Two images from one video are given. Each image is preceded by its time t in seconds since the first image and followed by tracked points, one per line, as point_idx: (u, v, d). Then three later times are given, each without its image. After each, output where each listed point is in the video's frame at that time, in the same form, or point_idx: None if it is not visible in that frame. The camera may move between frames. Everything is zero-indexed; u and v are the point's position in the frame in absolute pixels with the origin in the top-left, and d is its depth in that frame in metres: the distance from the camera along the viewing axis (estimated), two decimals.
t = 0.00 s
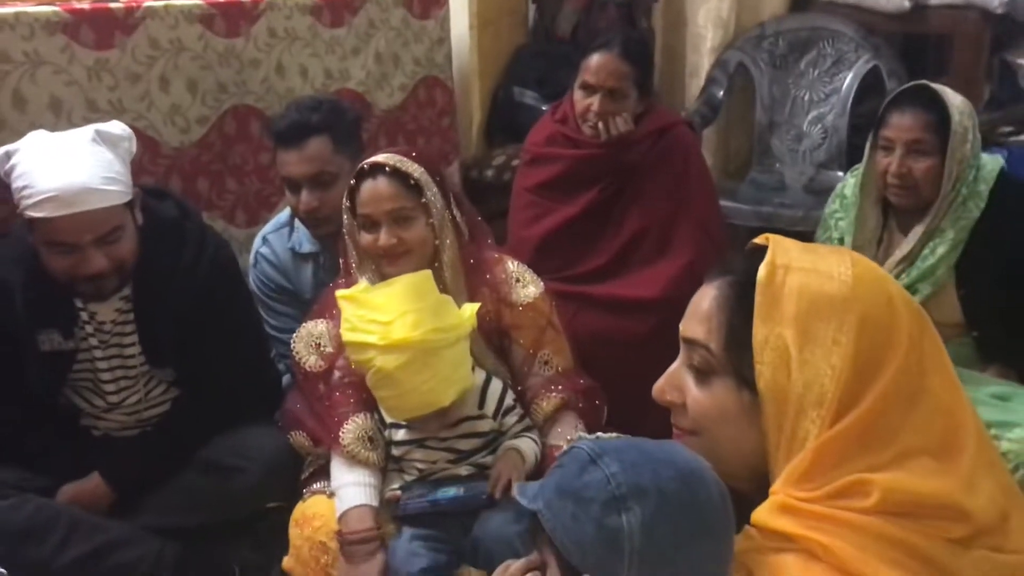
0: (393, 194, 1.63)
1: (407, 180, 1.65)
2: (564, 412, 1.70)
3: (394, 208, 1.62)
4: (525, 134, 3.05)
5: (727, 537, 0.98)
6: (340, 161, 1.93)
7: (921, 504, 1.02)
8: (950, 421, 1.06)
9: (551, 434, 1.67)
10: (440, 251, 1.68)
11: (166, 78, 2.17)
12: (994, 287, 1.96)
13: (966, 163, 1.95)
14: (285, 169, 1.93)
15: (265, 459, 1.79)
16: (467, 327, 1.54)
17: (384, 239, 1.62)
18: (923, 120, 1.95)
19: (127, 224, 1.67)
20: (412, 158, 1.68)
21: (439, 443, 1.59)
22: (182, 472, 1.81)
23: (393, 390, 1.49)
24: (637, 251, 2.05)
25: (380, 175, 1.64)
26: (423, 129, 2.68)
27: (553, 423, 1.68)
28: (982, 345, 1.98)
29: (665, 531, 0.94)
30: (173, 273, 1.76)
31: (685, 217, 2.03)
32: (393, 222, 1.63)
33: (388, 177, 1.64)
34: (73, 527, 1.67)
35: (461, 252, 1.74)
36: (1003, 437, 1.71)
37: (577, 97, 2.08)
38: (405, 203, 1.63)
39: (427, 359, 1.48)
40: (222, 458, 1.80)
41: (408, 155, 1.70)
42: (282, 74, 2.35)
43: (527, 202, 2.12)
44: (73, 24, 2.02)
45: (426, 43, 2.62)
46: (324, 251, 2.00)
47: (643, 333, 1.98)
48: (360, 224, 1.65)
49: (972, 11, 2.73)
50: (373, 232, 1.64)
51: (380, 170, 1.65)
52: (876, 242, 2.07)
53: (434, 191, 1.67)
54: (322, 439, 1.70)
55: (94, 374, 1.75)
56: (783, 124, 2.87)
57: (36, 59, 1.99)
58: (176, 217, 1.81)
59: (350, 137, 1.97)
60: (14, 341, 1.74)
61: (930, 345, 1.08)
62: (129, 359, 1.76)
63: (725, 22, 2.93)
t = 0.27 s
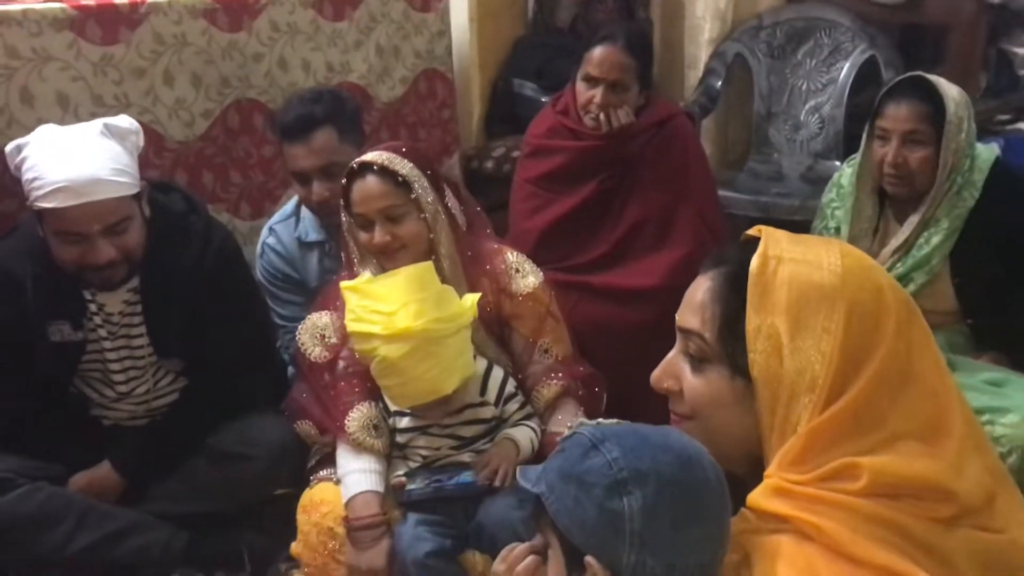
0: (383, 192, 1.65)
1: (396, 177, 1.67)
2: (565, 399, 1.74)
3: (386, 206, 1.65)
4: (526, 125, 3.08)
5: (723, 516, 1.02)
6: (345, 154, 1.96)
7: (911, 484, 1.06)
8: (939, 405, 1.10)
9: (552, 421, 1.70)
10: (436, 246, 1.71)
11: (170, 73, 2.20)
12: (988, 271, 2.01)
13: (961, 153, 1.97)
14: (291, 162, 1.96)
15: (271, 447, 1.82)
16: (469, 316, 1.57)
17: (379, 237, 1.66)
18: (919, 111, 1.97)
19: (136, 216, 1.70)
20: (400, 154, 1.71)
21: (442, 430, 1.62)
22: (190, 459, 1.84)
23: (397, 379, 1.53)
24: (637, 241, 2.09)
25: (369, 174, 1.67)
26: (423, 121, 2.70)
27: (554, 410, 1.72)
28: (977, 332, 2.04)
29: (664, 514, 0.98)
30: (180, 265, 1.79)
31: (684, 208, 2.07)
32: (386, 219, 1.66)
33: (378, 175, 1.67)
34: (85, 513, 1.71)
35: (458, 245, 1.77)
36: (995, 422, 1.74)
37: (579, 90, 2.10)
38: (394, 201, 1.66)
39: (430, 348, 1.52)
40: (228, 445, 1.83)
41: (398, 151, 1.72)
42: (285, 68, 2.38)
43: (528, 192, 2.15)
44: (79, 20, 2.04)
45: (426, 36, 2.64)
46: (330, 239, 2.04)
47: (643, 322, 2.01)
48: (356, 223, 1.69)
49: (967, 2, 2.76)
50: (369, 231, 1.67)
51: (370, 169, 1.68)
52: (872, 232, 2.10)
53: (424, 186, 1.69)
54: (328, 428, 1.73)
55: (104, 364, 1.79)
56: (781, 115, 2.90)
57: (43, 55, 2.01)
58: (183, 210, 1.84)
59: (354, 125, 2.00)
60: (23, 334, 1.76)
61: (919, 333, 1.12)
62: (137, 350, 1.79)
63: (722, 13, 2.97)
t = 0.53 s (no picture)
0: (367, 188, 1.71)
1: (379, 173, 1.72)
2: (551, 384, 1.80)
3: (370, 201, 1.70)
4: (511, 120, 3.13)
5: (705, 490, 1.02)
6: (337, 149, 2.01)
7: (876, 456, 1.04)
8: (902, 379, 1.08)
9: (539, 405, 1.77)
10: (421, 239, 1.76)
11: (162, 72, 2.24)
12: (957, 258, 2.07)
13: (931, 143, 2.04)
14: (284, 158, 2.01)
15: (267, 435, 1.88)
16: (458, 304, 1.63)
17: (365, 232, 1.71)
18: (890, 103, 2.04)
19: (131, 213, 1.75)
20: (384, 151, 1.76)
21: (434, 415, 1.68)
22: (188, 448, 1.90)
23: (388, 365, 1.59)
24: (620, 233, 2.15)
25: (354, 171, 1.72)
26: (410, 116, 2.75)
27: (541, 394, 1.78)
28: (948, 317, 2.11)
29: (654, 491, 0.99)
30: (176, 260, 1.84)
31: (665, 199, 2.13)
32: (371, 214, 1.71)
33: (362, 171, 1.72)
34: (87, 502, 1.76)
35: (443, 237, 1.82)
36: (964, 401, 1.84)
37: (563, 85, 2.15)
38: (377, 196, 1.71)
39: (419, 335, 1.58)
40: (225, 434, 1.88)
41: (382, 148, 1.77)
42: (274, 66, 2.43)
43: (515, 185, 2.21)
44: (72, 21, 2.09)
45: (412, 32, 2.70)
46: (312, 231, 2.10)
47: (627, 310, 2.08)
48: (344, 218, 1.74)
49: None
50: (356, 225, 1.73)
51: (354, 166, 1.73)
52: (846, 220, 2.17)
53: (407, 180, 1.74)
54: (323, 416, 1.79)
55: (103, 358, 1.83)
56: (760, 106, 2.97)
57: (37, 56, 2.06)
58: (179, 206, 1.89)
59: (332, 129, 2.05)
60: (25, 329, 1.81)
61: (878, 309, 1.11)
62: (135, 343, 1.84)
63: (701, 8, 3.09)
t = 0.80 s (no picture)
0: (347, 179, 1.77)
1: (360, 165, 1.79)
2: (523, 371, 1.86)
3: (351, 191, 1.77)
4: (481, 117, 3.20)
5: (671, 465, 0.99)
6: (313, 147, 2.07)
7: (820, 421, 0.97)
8: (846, 343, 1.01)
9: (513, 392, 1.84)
10: (399, 230, 1.82)
11: (138, 72, 2.29)
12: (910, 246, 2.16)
13: (883, 136, 2.12)
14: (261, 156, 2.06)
15: (247, 426, 1.92)
16: (429, 295, 1.69)
17: (345, 221, 1.77)
18: (844, 97, 2.13)
19: (110, 211, 1.79)
20: (364, 145, 1.83)
21: (409, 403, 1.74)
22: (170, 439, 1.94)
23: (363, 353, 1.65)
24: (590, 225, 2.22)
25: (335, 163, 1.79)
26: (383, 114, 2.80)
27: (514, 382, 1.85)
28: (902, 302, 2.20)
29: (621, 470, 0.95)
30: (155, 256, 1.89)
31: (633, 193, 2.21)
32: (351, 205, 1.78)
33: (342, 163, 1.79)
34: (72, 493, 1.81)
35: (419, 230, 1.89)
36: (918, 381, 1.95)
37: (536, 82, 2.21)
38: (357, 186, 1.78)
39: (392, 325, 1.64)
40: (207, 425, 1.93)
41: (362, 143, 1.84)
42: (248, 66, 2.48)
43: (487, 179, 2.27)
44: (48, 23, 2.13)
45: (384, 32, 2.75)
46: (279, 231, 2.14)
47: (596, 300, 2.16)
48: (321, 210, 1.79)
49: None
50: (334, 216, 1.78)
51: (335, 158, 1.79)
52: (804, 210, 2.24)
53: (386, 173, 1.81)
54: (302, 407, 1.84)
55: (85, 352, 1.88)
56: (724, 103, 3.05)
57: (13, 58, 2.10)
58: (157, 204, 1.94)
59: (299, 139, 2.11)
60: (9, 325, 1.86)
61: (820, 274, 1.04)
62: (116, 338, 1.88)
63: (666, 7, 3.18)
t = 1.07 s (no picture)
0: (333, 170, 1.81)
1: (347, 159, 1.83)
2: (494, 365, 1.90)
3: (335, 182, 1.81)
4: (452, 115, 3.24)
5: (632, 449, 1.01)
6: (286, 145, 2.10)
7: (774, 400, 1.03)
8: (798, 326, 1.07)
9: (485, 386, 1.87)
10: (378, 225, 1.86)
11: (109, 72, 2.30)
12: (869, 238, 2.23)
13: (843, 132, 2.19)
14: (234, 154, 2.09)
15: (222, 421, 1.95)
16: (401, 289, 1.72)
17: (327, 212, 1.80)
18: (805, 95, 2.19)
19: (84, 209, 1.81)
20: (350, 140, 1.87)
21: (382, 396, 1.78)
22: (145, 435, 1.97)
23: (337, 348, 1.68)
24: (562, 221, 2.26)
25: (320, 155, 1.82)
26: (353, 112, 2.84)
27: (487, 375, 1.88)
28: (862, 293, 2.26)
29: (586, 453, 0.97)
30: (130, 253, 1.90)
31: (603, 190, 2.26)
32: (334, 196, 1.82)
33: (328, 155, 1.82)
34: (48, 489, 1.83)
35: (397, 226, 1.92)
36: (877, 368, 2.01)
37: (510, 80, 2.25)
38: (343, 177, 1.82)
39: (365, 318, 1.67)
40: (181, 419, 1.95)
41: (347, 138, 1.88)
42: (219, 65, 2.50)
43: (460, 175, 2.31)
44: (18, 23, 2.14)
45: (353, 31, 2.78)
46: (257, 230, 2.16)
47: (567, 294, 2.20)
48: (303, 201, 1.83)
49: None
50: (317, 207, 1.82)
51: (321, 151, 1.83)
52: (768, 206, 2.31)
53: (371, 169, 1.85)
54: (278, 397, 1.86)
55: (59, 349, 1.89)
56: (689, 101, 3.11)
57: None
58: (131, 202, 1.96)
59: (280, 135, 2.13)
60: None
61: (772, 261, 1.09)
62: (90, 334, 1.90)
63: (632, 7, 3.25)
